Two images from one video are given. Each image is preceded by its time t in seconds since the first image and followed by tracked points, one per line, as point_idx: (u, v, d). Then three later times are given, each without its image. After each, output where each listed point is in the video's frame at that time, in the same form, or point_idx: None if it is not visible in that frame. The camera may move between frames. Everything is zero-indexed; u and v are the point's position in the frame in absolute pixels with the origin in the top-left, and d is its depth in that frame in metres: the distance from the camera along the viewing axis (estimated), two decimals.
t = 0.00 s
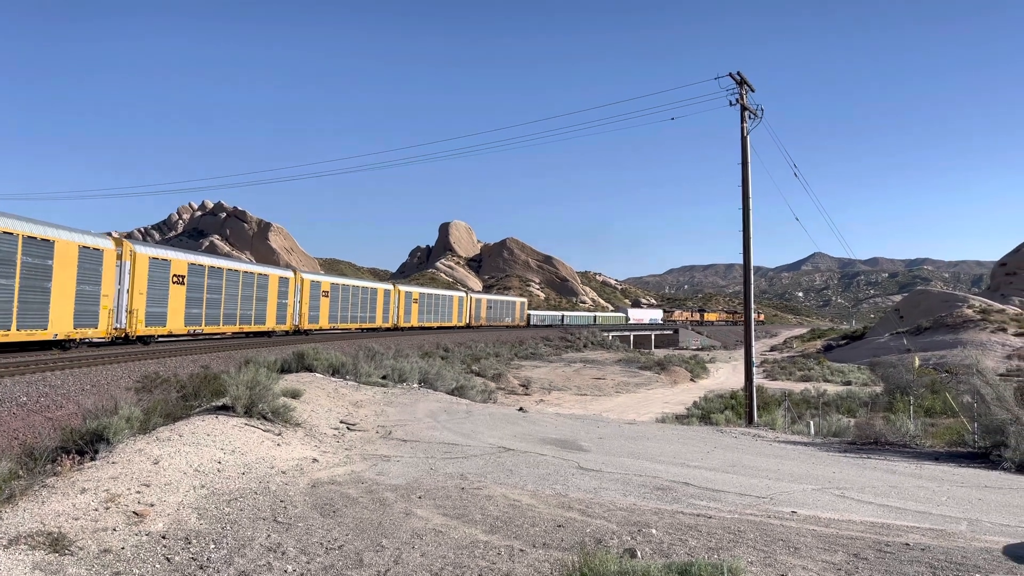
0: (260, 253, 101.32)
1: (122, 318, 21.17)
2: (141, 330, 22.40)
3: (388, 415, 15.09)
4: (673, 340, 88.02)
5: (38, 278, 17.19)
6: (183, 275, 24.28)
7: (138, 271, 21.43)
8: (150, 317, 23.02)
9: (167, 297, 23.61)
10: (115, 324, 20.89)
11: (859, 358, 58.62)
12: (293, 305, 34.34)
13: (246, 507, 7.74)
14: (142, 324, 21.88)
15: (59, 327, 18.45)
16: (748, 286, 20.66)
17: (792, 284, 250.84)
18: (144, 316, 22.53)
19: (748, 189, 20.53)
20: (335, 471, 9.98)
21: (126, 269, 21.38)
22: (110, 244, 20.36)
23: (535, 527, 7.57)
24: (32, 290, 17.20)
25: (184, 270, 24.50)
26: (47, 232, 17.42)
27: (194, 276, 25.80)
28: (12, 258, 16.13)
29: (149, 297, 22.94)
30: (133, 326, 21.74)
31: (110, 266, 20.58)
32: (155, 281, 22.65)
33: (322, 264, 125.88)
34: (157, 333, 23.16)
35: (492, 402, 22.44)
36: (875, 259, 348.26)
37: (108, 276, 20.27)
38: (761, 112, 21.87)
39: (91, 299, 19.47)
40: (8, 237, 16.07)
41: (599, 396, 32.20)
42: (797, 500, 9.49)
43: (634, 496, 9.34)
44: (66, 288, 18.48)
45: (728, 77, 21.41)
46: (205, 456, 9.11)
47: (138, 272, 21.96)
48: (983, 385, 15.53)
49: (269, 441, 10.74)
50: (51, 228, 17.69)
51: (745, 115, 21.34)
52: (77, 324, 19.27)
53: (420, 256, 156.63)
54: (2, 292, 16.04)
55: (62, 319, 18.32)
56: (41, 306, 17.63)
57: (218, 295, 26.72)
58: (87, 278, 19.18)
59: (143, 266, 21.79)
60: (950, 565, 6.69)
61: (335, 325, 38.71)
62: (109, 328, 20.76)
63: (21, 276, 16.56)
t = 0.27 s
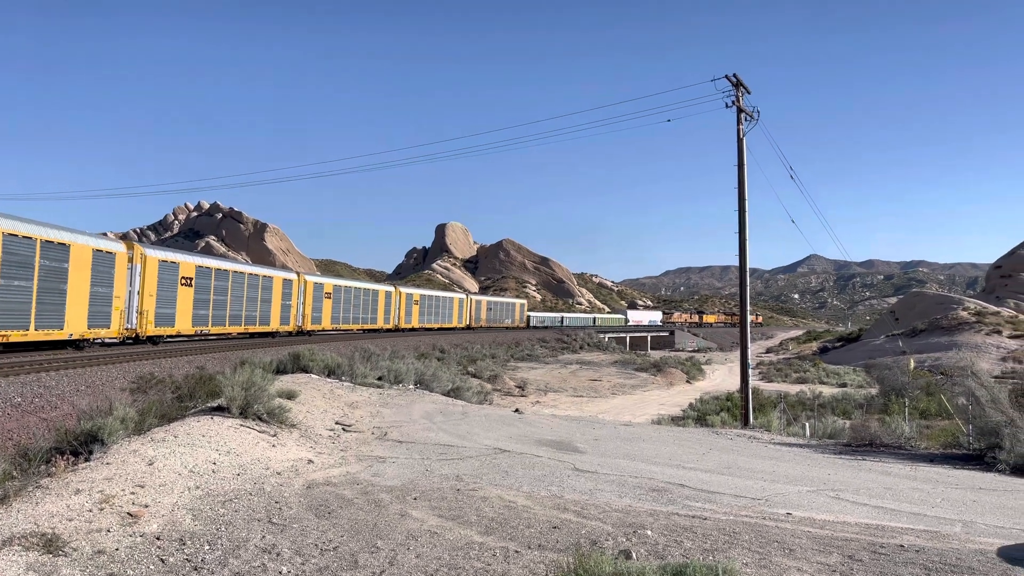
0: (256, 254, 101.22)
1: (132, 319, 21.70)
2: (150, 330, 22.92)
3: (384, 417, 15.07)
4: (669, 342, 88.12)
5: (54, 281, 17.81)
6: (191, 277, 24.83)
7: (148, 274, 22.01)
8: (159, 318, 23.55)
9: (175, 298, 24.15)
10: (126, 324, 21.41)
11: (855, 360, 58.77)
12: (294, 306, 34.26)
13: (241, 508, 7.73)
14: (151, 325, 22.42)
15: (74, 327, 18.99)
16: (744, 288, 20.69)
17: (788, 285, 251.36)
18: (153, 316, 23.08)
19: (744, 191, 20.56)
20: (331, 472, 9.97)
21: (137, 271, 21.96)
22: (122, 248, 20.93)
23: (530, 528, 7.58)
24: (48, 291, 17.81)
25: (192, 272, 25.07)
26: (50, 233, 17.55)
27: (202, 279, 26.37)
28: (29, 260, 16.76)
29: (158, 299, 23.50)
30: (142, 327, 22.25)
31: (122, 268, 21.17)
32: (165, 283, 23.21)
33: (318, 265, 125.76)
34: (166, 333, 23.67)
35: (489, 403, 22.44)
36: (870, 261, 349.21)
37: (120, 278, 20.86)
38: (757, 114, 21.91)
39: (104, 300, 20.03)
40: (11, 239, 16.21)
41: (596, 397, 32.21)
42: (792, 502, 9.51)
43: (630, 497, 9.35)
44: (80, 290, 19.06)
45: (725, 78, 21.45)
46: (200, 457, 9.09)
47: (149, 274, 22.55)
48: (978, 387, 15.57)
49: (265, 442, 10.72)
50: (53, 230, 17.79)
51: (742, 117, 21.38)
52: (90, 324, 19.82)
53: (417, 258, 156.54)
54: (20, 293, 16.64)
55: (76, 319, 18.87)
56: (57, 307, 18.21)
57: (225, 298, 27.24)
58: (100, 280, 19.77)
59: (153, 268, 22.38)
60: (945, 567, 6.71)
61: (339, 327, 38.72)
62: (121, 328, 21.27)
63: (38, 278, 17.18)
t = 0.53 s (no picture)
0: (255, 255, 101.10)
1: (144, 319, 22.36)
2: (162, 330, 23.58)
3: (382, 418, 15.06)
4: (668, 343, 88.13)
5: (72, 283, 18.53)
6: (200, 279, 25.51)
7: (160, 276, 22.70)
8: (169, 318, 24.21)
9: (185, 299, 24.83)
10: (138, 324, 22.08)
11: (853, 361, 58.84)
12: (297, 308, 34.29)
13: (238, 509, 7.73)
14: (163, 325, 23.08)
15: (90, 328, 19.68)
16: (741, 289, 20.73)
17: (786, 287, 251.58)
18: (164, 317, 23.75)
19: (742, 192, 20.61)
20: (328, 473, 9.97)
21: (148, 273, 22.63)
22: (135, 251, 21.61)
23: (528, 529, 7.58)
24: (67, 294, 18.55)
25: (201, 274, 25.75)
26: (52, 234, 17.58)
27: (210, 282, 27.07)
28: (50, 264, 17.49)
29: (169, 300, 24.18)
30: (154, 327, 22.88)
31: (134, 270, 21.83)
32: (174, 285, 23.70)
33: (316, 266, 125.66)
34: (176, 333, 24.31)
35: (487, 404, 22.43)
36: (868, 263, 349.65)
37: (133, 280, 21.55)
38: (756, 116, 21.99)
39: (118, 302, 20.71)
40: (15, 241, 16.32)
41: (594, 399, 32.21)
42: (789, 503, 9.51)
43: (627, 498, 9.35)
44: (96, 292, 19.76)
45: (723, 80, 21.51)
46: (197, 458, 9.08)
47: (159, 276, 23.23)
48: (975, 388, 15.61)
49: (262, 443, 10.72)
50: (57, 232, 17.84)
51: (740, 118, 21.45)
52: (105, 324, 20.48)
53: (415, 259, 156.48)
54: (41, 295, 17.35)
55: (92, 319, 19.54)
56: (74, 309, 18.89)
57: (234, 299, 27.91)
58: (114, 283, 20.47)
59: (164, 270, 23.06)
60: (941, 568, 6.73)
61: (340, 327, 38.79)
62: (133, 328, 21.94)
63: (58, 281, 17.93)
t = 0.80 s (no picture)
0: (255, 255, 101.12)
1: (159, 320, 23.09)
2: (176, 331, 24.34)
3: (382, 418, 15.08)
4: (668, 343, 88.16)
5: (91, 285, 19.23)
6: (211, 280, 26.25)
7: (174, 277, 23.38)
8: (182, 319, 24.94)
9: (197, 300, 25.59)
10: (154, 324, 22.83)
11: (853, 361, 58.88)
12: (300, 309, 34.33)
13: (238, 509, 7.73)
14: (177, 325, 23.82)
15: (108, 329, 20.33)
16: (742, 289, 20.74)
17: (786, 287, 251.63)
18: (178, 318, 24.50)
19: (742, 193, 20.62)
20: (328, 473, 9.98)
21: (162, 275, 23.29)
22: (150, 254, 22.31)
23: (528, 529, 7.58)
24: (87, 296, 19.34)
25: (212, 276, 26.50)
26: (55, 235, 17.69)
27: (221, 283, 27.80)
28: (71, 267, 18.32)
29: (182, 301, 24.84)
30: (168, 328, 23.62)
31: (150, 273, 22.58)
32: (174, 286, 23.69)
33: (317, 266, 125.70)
34: (189, 334, 25.04)
35: (487, 405, 22.43)
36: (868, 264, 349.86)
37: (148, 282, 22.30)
38: (756, 116, 22.00)
39: (135, 303, 21.46)
40: (19, 241, 16.41)
41: (594, 399, 32.22)
42: (790, 503, 9.52)
43: (627, 498, 9.36)
44: (114, 293, 20.53)
45: (723, 80, 21.53)
46: (197, 458, 9.09)
47: (173, 278, 23.98)
48: (976, 388, 15.61)
49: (262, 443, 10.73)
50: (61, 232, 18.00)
51: (740, 119, 21.46)
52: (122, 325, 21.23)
53: (416, 259, 156.54)
54: (63, 297, 18.14)
55: (110, 320, 20.29)
56: (93, 309, 19.63)
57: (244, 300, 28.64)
58: (131, 285, 21.23)
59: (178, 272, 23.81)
60: (942, 568, 6.74)
61: (340, 328, 38.83)
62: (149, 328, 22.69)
63: (79, 283, 18.73)
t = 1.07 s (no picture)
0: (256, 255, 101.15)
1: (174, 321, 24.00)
2: (189, 330, 25.21)
3: (383, 418, 15.07)
4: (669, 343, 88.14)
5: (111, 287, 20.05)
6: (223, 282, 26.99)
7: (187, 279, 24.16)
8: (194, 319, 25.72)
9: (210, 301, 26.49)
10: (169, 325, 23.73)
11: (854, 361, 58.83)
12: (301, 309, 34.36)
13: (239, 509, 7.73)
14: (190, 325, 24.66)
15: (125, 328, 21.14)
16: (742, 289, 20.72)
17: (787, 287, 251.41)
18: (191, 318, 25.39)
19: (743, 193, 20.59)
20: (329, 473, 9.97)
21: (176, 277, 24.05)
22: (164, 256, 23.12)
23: (529, 529, 7.58)
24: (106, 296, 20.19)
25: (224, 278, 27.37)
26: (58, 235, 17.75)
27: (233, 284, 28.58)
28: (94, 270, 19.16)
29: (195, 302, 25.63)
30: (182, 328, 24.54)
31: (164, 275, 23.39)
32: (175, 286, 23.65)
33: (318, 266, 125.76)
34: (201, 333, 25.88)
35: (488, 405, 22.42)
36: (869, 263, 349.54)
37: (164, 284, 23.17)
38: (757, 116, 21.96)
39: (150, 304, 22.29)
40: (20, 241, 16.45)
41: (595, 399, 32.21)
42: (791, 503, 9.51)
43: (627, 499, 9.35)
44: (131, 294, 21.36)
45: (724, 80, 21.50)
46: (198, 458, 9.10)
47: (188, 281, 24.84)
48: (977, 389, 15.60)
49: (263, 443, 10.73)
50: (65, 233, 18.13)
51: (741, 118, 21.42)
52: (139, 324, 22.10)
53: (417, 259, 156.58)
54: (84, 298, 18.92)
55: (128, 320, 21.17)
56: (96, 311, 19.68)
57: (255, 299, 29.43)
58: (148, 286, 22.06)
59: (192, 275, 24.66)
60: (942, 568, 6.74)
61: (341, 328, 38.86)
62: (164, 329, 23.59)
63: (99, 284, 19.51)
